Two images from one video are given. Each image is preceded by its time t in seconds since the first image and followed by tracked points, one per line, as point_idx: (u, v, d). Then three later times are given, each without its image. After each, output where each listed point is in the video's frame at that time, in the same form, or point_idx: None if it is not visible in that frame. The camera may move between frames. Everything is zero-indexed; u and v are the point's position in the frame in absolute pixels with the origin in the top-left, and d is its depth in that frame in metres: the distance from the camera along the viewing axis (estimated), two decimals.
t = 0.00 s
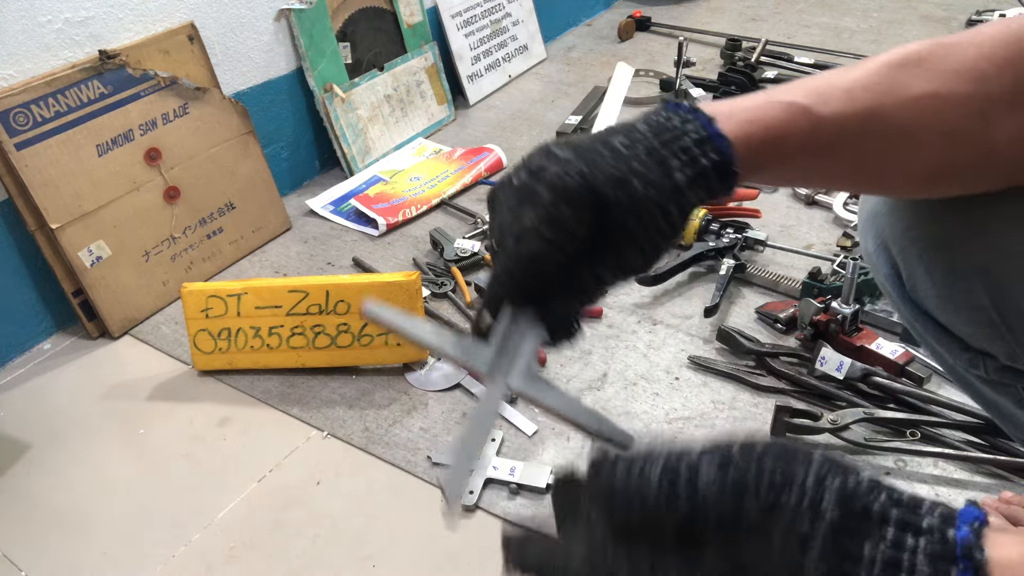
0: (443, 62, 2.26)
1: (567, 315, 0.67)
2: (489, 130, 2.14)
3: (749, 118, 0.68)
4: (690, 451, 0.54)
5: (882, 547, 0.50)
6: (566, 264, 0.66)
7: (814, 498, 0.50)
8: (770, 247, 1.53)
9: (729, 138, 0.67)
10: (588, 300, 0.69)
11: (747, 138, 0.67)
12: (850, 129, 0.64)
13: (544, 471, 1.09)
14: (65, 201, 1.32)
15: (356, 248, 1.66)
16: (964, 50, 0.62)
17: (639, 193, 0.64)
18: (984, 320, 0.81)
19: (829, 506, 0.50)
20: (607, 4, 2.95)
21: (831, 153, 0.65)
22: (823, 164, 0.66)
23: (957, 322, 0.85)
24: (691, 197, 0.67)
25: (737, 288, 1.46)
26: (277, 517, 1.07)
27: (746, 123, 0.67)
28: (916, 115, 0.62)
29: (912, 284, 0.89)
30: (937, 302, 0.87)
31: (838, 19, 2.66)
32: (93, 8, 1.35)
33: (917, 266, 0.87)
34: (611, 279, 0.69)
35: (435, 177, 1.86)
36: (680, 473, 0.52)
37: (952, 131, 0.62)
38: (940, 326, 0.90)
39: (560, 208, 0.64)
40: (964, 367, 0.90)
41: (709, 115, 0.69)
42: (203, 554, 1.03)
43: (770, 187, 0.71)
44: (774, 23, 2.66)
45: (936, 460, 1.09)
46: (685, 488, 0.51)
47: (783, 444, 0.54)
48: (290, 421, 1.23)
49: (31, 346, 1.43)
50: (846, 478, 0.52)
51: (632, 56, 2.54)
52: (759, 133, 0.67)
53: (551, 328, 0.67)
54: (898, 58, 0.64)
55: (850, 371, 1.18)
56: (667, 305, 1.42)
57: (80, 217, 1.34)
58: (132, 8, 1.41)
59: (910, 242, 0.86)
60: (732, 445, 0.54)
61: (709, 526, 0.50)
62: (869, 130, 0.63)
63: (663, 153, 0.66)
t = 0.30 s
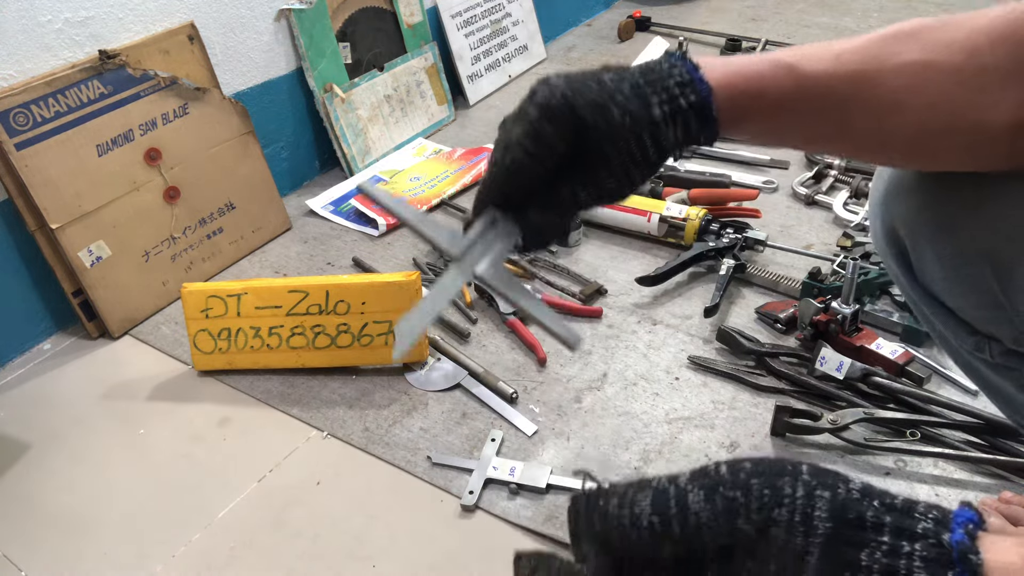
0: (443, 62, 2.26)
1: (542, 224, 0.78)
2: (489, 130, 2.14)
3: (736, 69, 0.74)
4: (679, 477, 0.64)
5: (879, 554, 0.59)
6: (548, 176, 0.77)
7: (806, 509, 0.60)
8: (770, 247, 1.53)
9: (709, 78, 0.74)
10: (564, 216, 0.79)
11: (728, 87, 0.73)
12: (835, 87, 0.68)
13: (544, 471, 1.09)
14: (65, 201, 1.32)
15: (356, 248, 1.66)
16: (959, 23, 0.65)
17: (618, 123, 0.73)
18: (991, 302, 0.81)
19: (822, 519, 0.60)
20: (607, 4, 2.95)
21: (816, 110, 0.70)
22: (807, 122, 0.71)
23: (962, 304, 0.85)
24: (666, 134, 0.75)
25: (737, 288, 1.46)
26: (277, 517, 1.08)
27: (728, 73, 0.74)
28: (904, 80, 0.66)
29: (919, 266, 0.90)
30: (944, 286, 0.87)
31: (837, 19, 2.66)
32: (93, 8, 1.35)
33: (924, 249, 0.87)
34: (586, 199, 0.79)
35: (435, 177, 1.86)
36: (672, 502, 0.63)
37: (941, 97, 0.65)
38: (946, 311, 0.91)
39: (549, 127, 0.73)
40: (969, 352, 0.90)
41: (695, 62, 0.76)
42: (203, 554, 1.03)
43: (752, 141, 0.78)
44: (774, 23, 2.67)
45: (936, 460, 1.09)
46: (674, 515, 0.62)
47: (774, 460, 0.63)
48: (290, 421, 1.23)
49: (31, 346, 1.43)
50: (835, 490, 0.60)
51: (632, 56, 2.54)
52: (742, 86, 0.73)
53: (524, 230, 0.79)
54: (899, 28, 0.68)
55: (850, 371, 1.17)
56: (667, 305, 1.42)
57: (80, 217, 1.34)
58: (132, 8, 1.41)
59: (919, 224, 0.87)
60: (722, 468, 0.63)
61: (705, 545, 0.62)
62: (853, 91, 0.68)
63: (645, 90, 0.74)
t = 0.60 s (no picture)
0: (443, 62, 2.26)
1: (550, 204, 0.87)
2: (489, 130, 2.14)
3: (743, 59, 0.81)
4: (680, 462, 0.73)
5: (873, 542, 0.62)
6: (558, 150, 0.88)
7: (801, 496, 0.66)
8: (770, 248, 1.53)
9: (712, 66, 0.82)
10: (575, 196, 0.86)
11: (734, 75, 0.80)
12: (838, 77, 0.75)
13: (544, 472, 1.09)
14: (65, 201, 1.32)
15: (356, 248, 1.66)
16: (968, 17, 0.71)
17: (624, 105, 0.81)
18: (994, 297, 0.81)
19: (817, 506, 0.65)
20: (607, 4, 2.95)
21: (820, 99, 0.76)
22: (812, 110, 0.77)
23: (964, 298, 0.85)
24: (673, 121, 0.81)
25: (737, 288, 1.46)
26: (277, 517, 1.07)
27: (735, 63, 0.81)
28: (910, 70, 0.72)
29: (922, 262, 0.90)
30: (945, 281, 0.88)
31: (837, 19, 2.66)
32: (93, 8, 1.35)
33: (927, 245, 0.88)
34: (598, 182, 0.85)
35: (435, 177, 1.86)
36: (670, 483, 0.71)
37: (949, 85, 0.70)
38: (949, 306, 0.91)
39: (558, 106, 0.86)
40: (971, 347, 0.89)
41: (706, 58, 0.83)
42: (203, 553, 1.03)
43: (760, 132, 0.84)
44: (774, 23, 2.67)
45: (936, 460, 1.09)
46: (672, 493, 0.71)
47: (772, 452, 0.70)
48: (290, 422, 1.23)
49: (31, 346, 1.43)
50: (830, 479, 0.66)
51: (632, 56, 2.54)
52: (749, 75, 0.79)
53: (539, 207, 0.88)
54: (903, 24, 0.75)
55: (850, 371, 1.17)
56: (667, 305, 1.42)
57: (80, 217, 1.34)
58: (132, 8, 1.41)
59: (924, 217, 0.88)
60: (721, 454, 0.71)
61: (702, 526, 0.69)
62: (860, 81, 0.74)
63: (655, 75, 0.82)
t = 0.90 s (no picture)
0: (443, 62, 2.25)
1: (557, 188, 0.80)
2: (489, 130, 2.14)
3: (744, 51, 0.80)
4: (683, 458, 0.67)
5: (875, 545, 0.60)
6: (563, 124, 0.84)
7: (803, 498, 0.62)
8: (770, 248, 1.53)
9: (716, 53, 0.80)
10: (584, 180, 0.80)
11: (736, 66, 0.78)
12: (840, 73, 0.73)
13: (543, 472, 1.09)
14: (66, 201, 1.32)
15: (356, 248, 1.66)
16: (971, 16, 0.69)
17: (629, 85, 0.78)
18: (994, 299, 0.81)
19: (818, 508, 0.61)
20: (607, 4, 2.95)
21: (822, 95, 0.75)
22: (813, 108, 0.76)
23: (964, 300, 0.85)
24: (676, 106, 0.79)
25: (737, 288, 1.46)
26: (277, 517, 1.08)
27: (736, 54, 0.80)
28: (911, 71, 0.70)
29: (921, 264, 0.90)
30: (946, 282, 0.88)
31: (837, 19, 2.66)
32: (93, 8, 1.35)
33: (928, 246, 0.88)
34: (605, 164, 0.80)
35: (435, 176, 1.86)
36: (672, 479, 0.65)
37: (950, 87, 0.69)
38: (948, 309, 0.91)
39: (564, 80, 0.82)
40: (970, 349, 0.90)
41: (713, 46, 0.81)
42: (203, 553, 1.03)
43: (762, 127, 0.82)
44: (774, 23, 2.67)
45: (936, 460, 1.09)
46: (674, 489, 0.64)
47: (775, 451, 0.66)
48: (290, 422, 1.23)
49: (31, 346, 1.43)
50: (833, 481, 0.63)
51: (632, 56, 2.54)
52: (750, 68, 0.78)
53: (543, 188, 0.81)
54: (909, 21, 0.72)
55: (850, 371, 1.17)
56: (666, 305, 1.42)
57: (80, 217, 1.34)
58: (132, 8, 1.41)
59: (923, 219, 0.87)
60: (724, 452, 0.66)
61: (700, 523, 0.63)
62: (862, 79, 0.72)
63: (658, 59, 0.80)
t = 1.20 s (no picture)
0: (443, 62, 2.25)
1: (598, 255, 0.73)
2: (489, 130, 2.14)
3: (757, 71, 0.77)
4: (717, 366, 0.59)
5: (872, 499, 0.51)
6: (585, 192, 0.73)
7: (812, 439, 0.53)
8: (770, 248, 1.53)
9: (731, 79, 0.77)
10: (619, 237, 0.73)
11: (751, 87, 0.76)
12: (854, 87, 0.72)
13: (543, 472, 1.09)
14: (66, 201, 1.32)
15: (356, 248, 1.66)
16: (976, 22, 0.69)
17: (656, 128, 0.72)
18: (994, 297, 0.81)
19: (825, 452, 0.53)
20: (607, 4, 2.95)
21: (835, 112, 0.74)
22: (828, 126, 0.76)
23: (965, 298, 0.85)
24: (702, 136, 0.74)
25: (737, 288, 1.46)
26: (276, 517, 1.07)
27: (748, 74, 0.77)
28: (925, 80, 0.69)
29: (923, 262, 0.90)
30: (948, 281, 0.88)
31: (837, 19, 2.66)
32: (93, 8, 1.35)
33: (929, 244, 0.88)
34: (640, 217, 0.73)
35: (435, 177, 1.86)
36: (698, 377, 0.58)
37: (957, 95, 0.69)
38: (949, 308, 0.91)
39: (586, 138, 0.71)
40: (971, 348, 0.90)
41: (722, 68, 0.78)
42: (203, 553, 1.03)
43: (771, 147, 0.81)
44: (774, 23, 2.67)
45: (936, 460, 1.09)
46: (693, 387, 0.57)
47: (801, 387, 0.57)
48: (290, 421, 1.23)
49: (31, 346, 1.43)
50: (846, 430, 0.54)
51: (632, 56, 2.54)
52: (767, 86, 0.75)
53: (579, 258, 0.73)
54: (916, 27, 0.72)
55: (850, 371, 1.18)
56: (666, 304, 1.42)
57: (80, 217, 1.34)
58: (132, 8, 1.41)
59: (924, 218, 0.87)
60: (755, 376, 0.58)
61: (707, 429, 0.56)
62: (874, 93, 0.72)
63: (670, 95, 0.75)
